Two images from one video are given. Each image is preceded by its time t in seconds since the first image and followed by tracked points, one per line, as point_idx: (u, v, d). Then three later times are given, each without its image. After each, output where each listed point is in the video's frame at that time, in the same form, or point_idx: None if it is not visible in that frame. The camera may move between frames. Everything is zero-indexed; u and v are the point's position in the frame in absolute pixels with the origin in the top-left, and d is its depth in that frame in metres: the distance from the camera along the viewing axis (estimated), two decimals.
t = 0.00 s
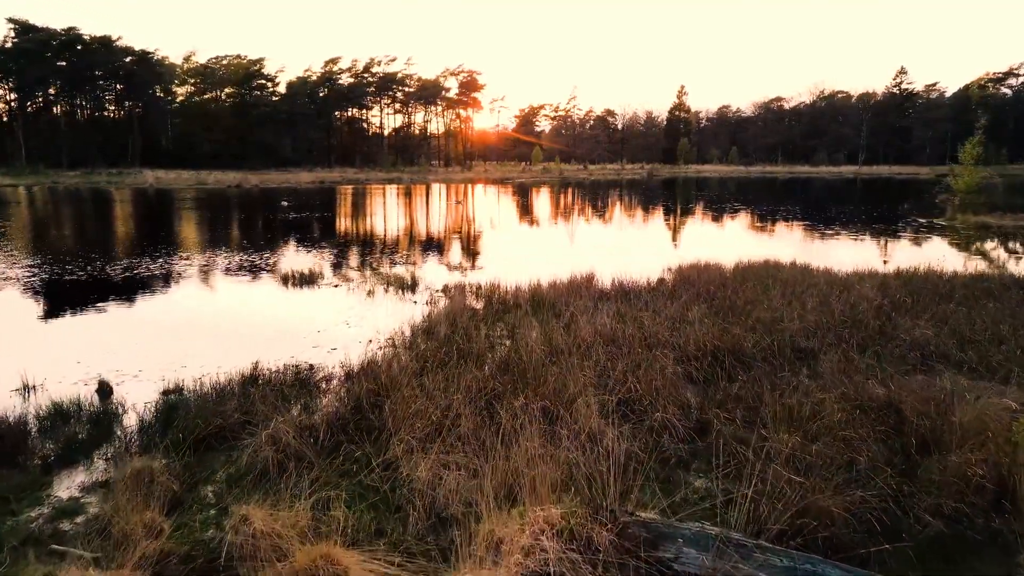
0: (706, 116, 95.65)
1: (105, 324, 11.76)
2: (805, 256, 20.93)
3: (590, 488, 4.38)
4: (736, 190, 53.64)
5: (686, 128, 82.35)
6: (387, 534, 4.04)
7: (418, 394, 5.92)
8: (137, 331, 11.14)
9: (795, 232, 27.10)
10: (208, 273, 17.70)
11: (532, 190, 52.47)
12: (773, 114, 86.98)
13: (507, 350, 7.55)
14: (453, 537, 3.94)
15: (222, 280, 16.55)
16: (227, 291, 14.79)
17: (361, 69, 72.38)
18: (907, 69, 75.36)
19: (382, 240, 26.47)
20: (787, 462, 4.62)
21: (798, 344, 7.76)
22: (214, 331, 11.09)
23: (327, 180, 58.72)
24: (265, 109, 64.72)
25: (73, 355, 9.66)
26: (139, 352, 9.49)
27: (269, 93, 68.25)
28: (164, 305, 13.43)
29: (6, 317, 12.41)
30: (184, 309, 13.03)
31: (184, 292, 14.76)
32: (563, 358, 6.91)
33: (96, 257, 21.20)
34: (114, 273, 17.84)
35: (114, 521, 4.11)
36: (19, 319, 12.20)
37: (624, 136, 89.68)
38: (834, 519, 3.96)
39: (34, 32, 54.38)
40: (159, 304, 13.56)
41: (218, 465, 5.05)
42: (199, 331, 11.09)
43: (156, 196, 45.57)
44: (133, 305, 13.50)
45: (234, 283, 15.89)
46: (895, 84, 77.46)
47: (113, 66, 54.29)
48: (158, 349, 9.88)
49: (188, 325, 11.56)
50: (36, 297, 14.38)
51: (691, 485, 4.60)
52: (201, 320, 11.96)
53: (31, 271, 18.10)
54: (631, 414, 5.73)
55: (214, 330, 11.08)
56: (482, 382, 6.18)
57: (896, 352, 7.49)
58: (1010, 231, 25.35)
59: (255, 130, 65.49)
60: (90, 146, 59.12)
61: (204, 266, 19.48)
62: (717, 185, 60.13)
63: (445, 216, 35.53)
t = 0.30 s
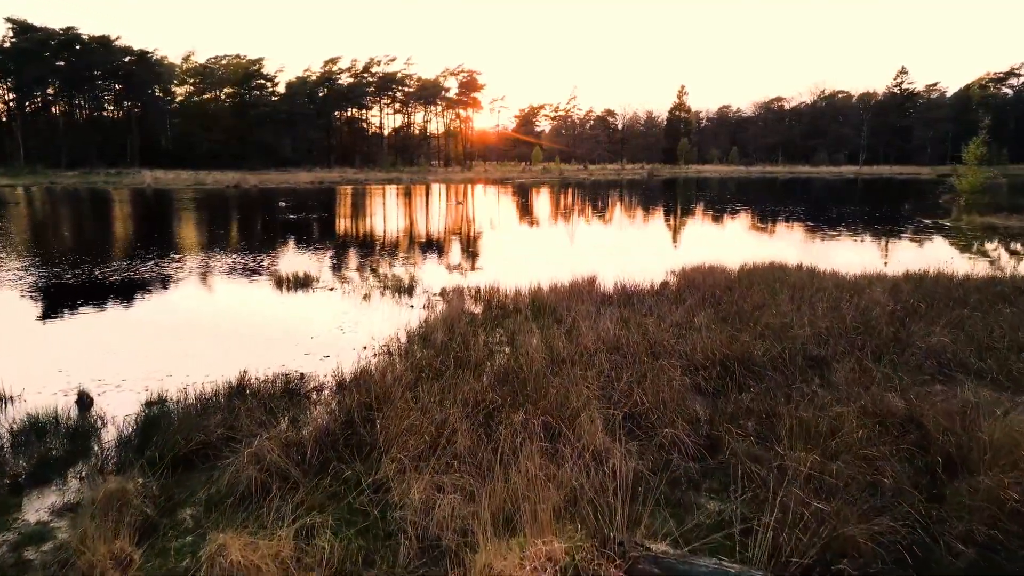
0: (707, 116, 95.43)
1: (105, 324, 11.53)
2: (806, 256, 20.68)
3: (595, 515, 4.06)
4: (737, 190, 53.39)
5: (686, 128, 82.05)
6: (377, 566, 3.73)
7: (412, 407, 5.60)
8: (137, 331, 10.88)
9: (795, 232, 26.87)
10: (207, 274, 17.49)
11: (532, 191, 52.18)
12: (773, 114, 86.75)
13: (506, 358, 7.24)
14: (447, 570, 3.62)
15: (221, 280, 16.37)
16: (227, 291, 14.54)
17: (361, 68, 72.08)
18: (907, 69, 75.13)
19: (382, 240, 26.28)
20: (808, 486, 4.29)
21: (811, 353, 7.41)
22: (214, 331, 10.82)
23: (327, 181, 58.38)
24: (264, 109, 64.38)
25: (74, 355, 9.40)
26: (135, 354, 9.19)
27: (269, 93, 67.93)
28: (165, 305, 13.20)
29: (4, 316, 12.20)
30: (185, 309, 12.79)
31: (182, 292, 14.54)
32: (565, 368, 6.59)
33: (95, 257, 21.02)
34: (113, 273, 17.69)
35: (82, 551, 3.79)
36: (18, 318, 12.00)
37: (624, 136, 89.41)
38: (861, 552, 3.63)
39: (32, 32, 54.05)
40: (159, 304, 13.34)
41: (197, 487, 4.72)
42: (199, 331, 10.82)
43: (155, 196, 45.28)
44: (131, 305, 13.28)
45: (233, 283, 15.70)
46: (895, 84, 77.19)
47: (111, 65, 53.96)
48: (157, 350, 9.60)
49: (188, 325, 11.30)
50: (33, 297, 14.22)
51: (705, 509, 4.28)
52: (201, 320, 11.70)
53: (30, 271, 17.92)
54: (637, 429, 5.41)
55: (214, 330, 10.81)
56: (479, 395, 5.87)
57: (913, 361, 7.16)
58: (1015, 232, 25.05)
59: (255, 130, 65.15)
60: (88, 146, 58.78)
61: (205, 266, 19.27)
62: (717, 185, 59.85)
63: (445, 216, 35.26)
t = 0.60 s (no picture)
0: (706, 116, 95.12)
1: (104, 324, 11.31)
2: (806, 256, 20.44)
3: (600, 545, 3.73)
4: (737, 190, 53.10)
5: (686, 128, 81.79)
6: None
7: (406, 421, 5.29)
8: (137, 331, 10.63)
9: (795, 232, 26.63)
10: (207, 274, 17.31)
11: (532, 191, 51.91)
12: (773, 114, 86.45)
13: (505, 367, 6.94)
14: None
15: (222, 280, 16.20)
16: (226, 292, 14.29)
17: (360, 68, 71.76)
18: (908, 69, 74.79)
19: (382, 240, 26.10)
20: (832, 513, 3.98)
21: (824, 362, 7.09)
22: (214, 332, 10.58)
23: (326, 181, 58.04)
24: (263, 109, 64.04)
25: (74, 355, 9.15)
26: (132, 357, 8.93)
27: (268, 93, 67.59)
28: (164, 305, 12.97)
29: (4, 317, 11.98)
30: (184, 309, 12.55)
31: (182, 292, 14.37)
32: (566, 377, 6.29)
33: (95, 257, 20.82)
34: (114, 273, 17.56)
35: None
36: (17, 319, 11.78)
37: (624, 136, 89.09)
38: None
39: (30, 31, 53.73)
40: (159, 304, 13.09)
41: (174, 509, 4.41)
42: (199, 331, 10.57)
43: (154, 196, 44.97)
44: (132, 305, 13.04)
45: (232, 283, 15.51)
46: (896, 84, 76.85)
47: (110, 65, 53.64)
48: (158, 350, 9.36)
49: (187, 325, 11.04)
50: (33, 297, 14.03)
51: (719, 537, 3.96)
52: (201, 320, 11.45)
53: (29, 271, 17.74)
54: (644, 446, 5.10)
55: (214, 331, 10.55)
56: (477, 408, 5.55)
57: (930, 370, 6.84)
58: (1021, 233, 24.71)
59: (254, 130, 64.80)
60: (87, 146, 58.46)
61: (206, 266, 19.09)
62: (717, 185, 59.60)
63: (445, 216, 35.07)
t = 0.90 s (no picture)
0: (707, 116, 94.91)
1: (104, 323, 11.07)
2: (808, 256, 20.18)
3: None
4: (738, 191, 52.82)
5: (686, 128, 81.54)
6: None
7: (398, 437, 4.98)
8: (136, 331, 10.38)
9: (795, 232, 26.39)
10: (206, 274, 17.09)
11: (532, 191, 51.66)
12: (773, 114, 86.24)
13: (504, 377, 6.63)
14: None
15: (220, 279, 16.00)
16: (226, 292, 14.03)
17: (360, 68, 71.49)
18: (908, 69, 74.52)
19: (381, 240, 25.88)
20: (858, 546, 3.65)
21: (838, 371, 6.78)
22: (214, 331, 10.31)
23: (325, 181, 57.74)
24: (263, 109, 63.72)
25: (73, 355, 8.93)
26: (131, 358, 8.75)
27: (268, 93, 67.27)
28: (163, 305, 12.71)
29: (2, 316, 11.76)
30: (183, 309, 12.30)
31: (180, 292, 14.14)
32: (568, 390, 5.96)
33: (95, 257, 20.65)
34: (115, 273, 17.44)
35: None
36: (14, 318, 11.56)
37: (624, 136, 88.81)
38: None
39: (29, 31, 53.39)
40: (158, 304, 12.83)
41: (146, 537, 4.08)
42: (199, 331, 10.31)
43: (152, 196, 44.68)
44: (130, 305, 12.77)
45: (231, 283, 15.31)
46: (896, 84, 76.58)
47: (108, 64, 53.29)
48: (160, 349, 9.16)
49: (187, 325, 10.77)
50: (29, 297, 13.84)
51: (735, 572, 3.64)
52: (200, 319, 11.18)
53: (28, 270, 17.57)
54: (651, 467, 4.78)
55: (213, 331, 10.29)
56: (473, 424, 5.23)
57: (949, 381, 6.52)
58: None
59: (253, 130, 64.46)
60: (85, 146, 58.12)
61: (205, 266, 18.88)
62: (718, 185, 59.37)
63: (445, 216, 34.87)
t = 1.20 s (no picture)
0: (707, 117, 94.63)
1: (103, 323, 10.81)
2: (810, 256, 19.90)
3: None
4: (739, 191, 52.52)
5: (686, 128, 81.25)
6: None
7: (390, 456, 4.65)
8: (135, 331, 10.12)
9: (795, 232, 26.14)
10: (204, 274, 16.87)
11: (532, 191, 51.38)
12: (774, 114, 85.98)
13: (503, 388, 6.31)
14: None
15: (218, 279, 15.79)
16: (225, 292, 13.77)
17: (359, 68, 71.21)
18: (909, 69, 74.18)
19: (381, 240, 25.67)
20: None
21: (853, 381, 6.47)
22: (213, 332, 10.04)
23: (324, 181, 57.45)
24: (261, 109, 63.41)
25: (74, 355, 8.68)
26: (129, 359, 8.46)
27: (267, 93, 66.97)
28: (162, 305, 12.45)
29: None
30: (183, 308, 12.04)
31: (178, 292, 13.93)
32: (570, 403, 5.65)
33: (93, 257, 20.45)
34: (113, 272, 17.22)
35: None
36: (10, 318, 11.32)
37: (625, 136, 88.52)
38: None
39: (26, 30, 53.08)
40: (158, 304, 12.59)
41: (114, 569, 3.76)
42: (198, 331, 10.04)
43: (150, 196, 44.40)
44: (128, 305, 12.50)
45: (230, 283, 15.13)
46: (896, 84, 76.27)
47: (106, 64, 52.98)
48: (160, 350, 8.91)
49: (186, 325, 10.50)
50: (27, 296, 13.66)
51: None
52: (199, 319, 10.89)
53: (25, 271, 17.35)
54: (659, 490, 4.45)
55: (213, 331, 10.02)
56: (469, 441, 4.92)
57: (969, 393, 6.20)
58: None
59: (252, 130, 64.16)
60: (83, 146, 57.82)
61: (203, 267, 18.64)
62: (718, 185, 59.15)
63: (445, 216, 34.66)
